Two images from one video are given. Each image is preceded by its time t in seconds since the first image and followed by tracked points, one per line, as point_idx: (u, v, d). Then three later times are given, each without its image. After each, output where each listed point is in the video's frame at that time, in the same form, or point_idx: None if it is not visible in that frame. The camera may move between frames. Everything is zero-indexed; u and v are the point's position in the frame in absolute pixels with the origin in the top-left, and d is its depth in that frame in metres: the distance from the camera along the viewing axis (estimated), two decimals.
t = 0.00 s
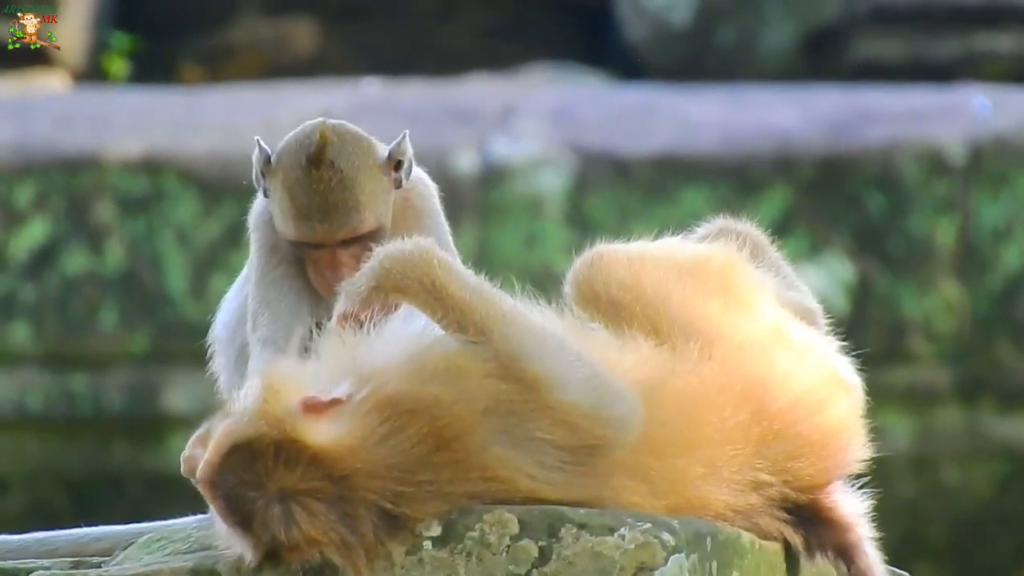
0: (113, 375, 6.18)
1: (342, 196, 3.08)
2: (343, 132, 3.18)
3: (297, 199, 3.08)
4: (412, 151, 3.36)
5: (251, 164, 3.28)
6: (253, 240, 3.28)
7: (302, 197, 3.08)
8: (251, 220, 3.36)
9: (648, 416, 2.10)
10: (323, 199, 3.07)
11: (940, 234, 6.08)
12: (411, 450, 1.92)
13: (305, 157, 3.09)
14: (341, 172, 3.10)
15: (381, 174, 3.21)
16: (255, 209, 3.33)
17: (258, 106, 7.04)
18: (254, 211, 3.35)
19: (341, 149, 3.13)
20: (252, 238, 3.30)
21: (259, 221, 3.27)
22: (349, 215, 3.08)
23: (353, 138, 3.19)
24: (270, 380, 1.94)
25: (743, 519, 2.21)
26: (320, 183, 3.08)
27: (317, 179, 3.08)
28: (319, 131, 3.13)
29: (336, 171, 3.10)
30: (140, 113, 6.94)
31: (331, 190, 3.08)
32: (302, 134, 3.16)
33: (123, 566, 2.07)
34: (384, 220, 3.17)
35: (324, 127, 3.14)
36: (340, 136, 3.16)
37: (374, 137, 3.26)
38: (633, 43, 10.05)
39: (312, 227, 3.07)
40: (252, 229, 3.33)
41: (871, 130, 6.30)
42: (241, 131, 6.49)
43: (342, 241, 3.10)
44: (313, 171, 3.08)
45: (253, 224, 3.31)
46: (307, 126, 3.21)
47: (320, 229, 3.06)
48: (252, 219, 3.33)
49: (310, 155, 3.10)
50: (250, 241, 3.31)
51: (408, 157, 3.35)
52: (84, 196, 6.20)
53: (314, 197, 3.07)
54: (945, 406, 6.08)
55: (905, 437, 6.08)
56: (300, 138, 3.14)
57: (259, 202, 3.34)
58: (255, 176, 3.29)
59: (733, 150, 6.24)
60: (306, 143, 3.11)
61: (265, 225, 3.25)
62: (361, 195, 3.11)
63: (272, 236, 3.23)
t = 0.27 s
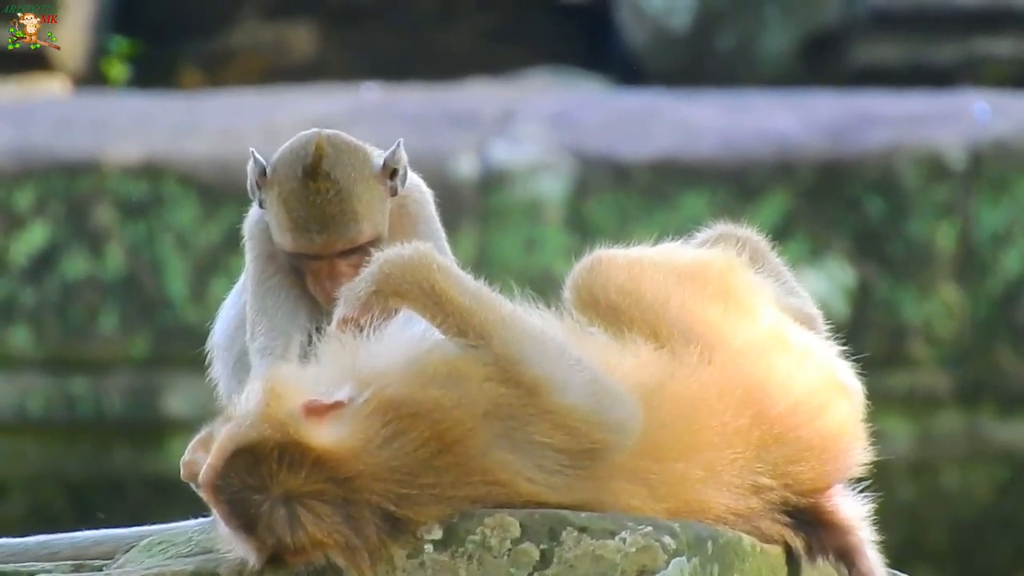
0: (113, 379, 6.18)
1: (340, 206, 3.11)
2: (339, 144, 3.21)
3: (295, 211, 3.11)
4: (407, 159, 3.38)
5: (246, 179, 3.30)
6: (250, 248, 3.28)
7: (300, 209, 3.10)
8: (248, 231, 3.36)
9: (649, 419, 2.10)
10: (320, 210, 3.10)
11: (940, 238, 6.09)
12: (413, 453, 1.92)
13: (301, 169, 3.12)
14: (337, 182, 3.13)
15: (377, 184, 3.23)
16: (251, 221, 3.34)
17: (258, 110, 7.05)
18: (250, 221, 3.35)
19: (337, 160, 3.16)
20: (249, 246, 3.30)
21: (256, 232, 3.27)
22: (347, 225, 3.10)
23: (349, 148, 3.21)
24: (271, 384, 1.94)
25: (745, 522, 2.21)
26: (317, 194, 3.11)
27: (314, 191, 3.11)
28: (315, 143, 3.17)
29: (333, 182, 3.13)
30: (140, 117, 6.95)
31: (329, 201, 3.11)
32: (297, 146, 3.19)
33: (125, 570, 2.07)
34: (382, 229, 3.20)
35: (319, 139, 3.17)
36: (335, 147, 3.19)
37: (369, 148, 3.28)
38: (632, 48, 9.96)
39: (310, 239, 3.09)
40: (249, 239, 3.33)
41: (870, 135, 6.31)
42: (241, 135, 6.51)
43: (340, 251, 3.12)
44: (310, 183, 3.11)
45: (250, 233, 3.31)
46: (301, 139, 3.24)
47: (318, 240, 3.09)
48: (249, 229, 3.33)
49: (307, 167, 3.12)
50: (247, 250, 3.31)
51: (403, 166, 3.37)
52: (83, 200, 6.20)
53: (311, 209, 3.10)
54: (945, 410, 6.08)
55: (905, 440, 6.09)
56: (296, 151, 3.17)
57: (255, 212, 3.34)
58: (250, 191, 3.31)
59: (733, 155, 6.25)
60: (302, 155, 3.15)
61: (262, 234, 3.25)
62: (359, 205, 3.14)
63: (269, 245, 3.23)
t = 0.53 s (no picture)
0: (115, 380, 6.18)
1: (340, 212, 3.12)
2: (339, 149, 3.22)
3: (296, 216, 3.11)
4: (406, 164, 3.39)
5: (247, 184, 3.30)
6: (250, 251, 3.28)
7: (300, 213, 3.11)
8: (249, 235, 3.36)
9: (650, 421, 2.10)
10: (321, 215, 3.10)
11: (942, 239, 6.09)
12: (415, 455, 1.92)
13: (302, 174, 3.12)
14: (338, 187, 3.14)
15: (377, 188, 3.24)
16: (252, 224, 3.34)
17: (259, 112, 7.05)
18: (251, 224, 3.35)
19: (337, 165, 3.17)
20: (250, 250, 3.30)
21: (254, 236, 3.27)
22: (347, 229, 3.10)
23: (349, 153, 3.22)
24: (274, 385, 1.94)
25: (746, 524, 2.21)
26: (318, 199, 3.11)
27: (315, 196, 3.11)
28: (315, 148, 3.17)
29: (333, 187, 3.13)
30: (141, 118, 6.96)
31: (329, 206, 3.11)
32: (297, 151, 3.20)
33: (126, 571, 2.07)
34: (382, 234, 3.20)
35: (320, 144, 3.18)
36: (336, 152, 3.20)
37: (369, 152, 3.29)
38: (634, 49, 9.89)
39: (311, 244, 3.09)
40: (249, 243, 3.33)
41: (873, 136, 6.30)
42: (243, 136, 6.51)
43: (340, 256, 3.12)
44: (311, 188, 3.11)
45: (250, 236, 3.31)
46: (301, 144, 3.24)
47: (319, 245, 3.09)
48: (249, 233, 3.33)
49: (307, 172, 3.13)
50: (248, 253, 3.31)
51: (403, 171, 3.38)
52: (85, 202, 6.21)
53: (312, 214, 3.10)
54: (947, 411, 6.07)
55: (907, 441, 6.08)
56: (296, 155, 3.18)
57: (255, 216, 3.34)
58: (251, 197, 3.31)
59: (735, 155, 6.24)
60: (302, 160, 3.15)
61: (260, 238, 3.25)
62: (359, 210, 3.14)
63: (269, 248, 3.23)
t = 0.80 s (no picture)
0: (118, 380, 6.18)
1: (345, 211, 3.11)
2: (344, 147, 3.21)
3: (301, 215, 3.10)
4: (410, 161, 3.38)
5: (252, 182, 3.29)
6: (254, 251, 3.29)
7: (306, 212, 3.10)
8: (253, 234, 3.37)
9: (653, 419, 2.10)
10: (327, 214, 3.10)
11: (946, 238, 6.09)
12: (419, 453, 1.91)
13: (307, 173, 3.12)
14: (343, 186, 3.13)
15: (382, 187, 3.23)
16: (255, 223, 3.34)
17: (262, 112, 7.05)
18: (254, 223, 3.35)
19: (342, 164, 3.17)
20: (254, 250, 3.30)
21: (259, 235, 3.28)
22: (352, 229, 3.10)
23: (354, 152, 3.22)
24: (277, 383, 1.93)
25: (750, 522, 2.20)
26: (323, 198, 3.11)
27: (320, 195, 3.10)
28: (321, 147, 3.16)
29: (339, 186, 3.12)
30: (144, 117, 6.95)
31: (335, 205, 3.11)
32: (302, 149, 3.19)
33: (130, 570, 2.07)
34: (386, 233, 3.20)
35: (325, 143, 3.17)
36: (341, 150, 3.19)
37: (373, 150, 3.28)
38: (641, 48, 9.94)
39: (317, 243, 3.09)
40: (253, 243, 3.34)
41: (876, 135, 6.30)
42: (246, 136, 6.51)
43: (346, 256, 3.12)
44: (316, 187, 3.11)
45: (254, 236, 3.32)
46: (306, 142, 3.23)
47: (325, 244, 3.08)
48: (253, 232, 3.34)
49: (313, 171, 3.12)
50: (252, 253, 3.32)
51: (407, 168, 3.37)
52: (88, 201, 6.20)
53: (317, 213, 3.10)
54: (950, 410, 6.08)
55: (910, 441, 6.10)
56: (302, 153, 3.17)
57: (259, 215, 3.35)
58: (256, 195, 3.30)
59: (738, 154, 6.24)
60: (308, 159, 3.14)
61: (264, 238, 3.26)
62: (364, 209, 3.14)
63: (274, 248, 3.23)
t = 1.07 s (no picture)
0: (126, 372, 6.20)
1: (355, 199, 3.12)
2: (353, 138, 3.22)
3: (311, 205, 3.11)
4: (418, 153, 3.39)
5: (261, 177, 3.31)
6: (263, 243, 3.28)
7: (316, 202, 3.11)
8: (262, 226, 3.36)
9: (662, 412, 2.09)
10: (336, 203, 3.11)
11: (953, 231, 6.08)
12: (429, 446, 1.91)
13: (316, 163, 3.14)
14: (353, 176, 3.14)
15: (391, 177, 3.24)
16: (264, 215, 3.34)
17: (272, 104, 7.05)
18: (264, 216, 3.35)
19: (352, 154, 3.18)
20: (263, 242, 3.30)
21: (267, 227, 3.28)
22: (363, 218, 3.11)
23: (363, 143, 3.23)
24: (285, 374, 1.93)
25: (758, 515, 2.20)
26: (333, 187, 3.12)
27: (329, 184, 3.12)
28: (330, 138, 3.18)
29: (348, 175, 3.14)
30: (152, 110, 6.96)
31: (344, 194, 3.11)
32: (311, 141, 3.21)
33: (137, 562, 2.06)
34: (397, 222, 3.20)
35: (334, 134, 3.19)
36: (350, 141, 3.21)
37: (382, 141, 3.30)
38: (651, 41, 9.97)
39: (327, 232, 3.09)
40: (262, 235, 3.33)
41: (884, 128, 6.28)
42: (254, 129, 6.52)
43: (356, 244, 3.11)
44: (326, 177, 3.12)
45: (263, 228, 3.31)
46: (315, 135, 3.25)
47: (335, 232, 3.09)
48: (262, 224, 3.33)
49: (322, 161, 3.14)
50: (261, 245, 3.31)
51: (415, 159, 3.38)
52: (96, 195, 6.24)
53: (327, 203, 3.11)
54: (957, 403, 6.06)
55: (919, 435, 6.08)
56: (311, 145, 3.19)
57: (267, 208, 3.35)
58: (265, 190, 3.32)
59: (745, 147, 6.24)
60: (317, 149, 3.16)
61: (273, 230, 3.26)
62: (374, 198, 3.14)
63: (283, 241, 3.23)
